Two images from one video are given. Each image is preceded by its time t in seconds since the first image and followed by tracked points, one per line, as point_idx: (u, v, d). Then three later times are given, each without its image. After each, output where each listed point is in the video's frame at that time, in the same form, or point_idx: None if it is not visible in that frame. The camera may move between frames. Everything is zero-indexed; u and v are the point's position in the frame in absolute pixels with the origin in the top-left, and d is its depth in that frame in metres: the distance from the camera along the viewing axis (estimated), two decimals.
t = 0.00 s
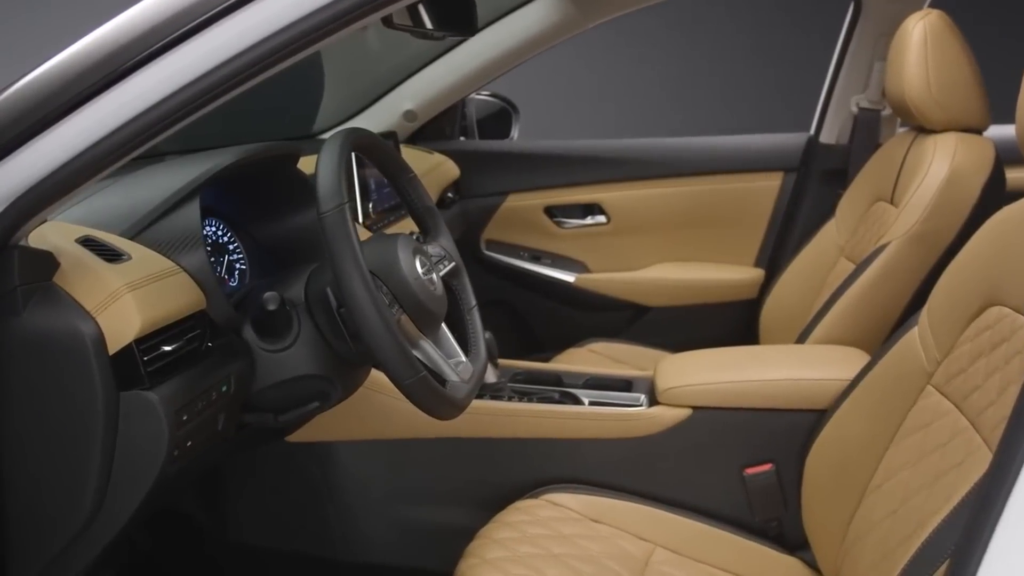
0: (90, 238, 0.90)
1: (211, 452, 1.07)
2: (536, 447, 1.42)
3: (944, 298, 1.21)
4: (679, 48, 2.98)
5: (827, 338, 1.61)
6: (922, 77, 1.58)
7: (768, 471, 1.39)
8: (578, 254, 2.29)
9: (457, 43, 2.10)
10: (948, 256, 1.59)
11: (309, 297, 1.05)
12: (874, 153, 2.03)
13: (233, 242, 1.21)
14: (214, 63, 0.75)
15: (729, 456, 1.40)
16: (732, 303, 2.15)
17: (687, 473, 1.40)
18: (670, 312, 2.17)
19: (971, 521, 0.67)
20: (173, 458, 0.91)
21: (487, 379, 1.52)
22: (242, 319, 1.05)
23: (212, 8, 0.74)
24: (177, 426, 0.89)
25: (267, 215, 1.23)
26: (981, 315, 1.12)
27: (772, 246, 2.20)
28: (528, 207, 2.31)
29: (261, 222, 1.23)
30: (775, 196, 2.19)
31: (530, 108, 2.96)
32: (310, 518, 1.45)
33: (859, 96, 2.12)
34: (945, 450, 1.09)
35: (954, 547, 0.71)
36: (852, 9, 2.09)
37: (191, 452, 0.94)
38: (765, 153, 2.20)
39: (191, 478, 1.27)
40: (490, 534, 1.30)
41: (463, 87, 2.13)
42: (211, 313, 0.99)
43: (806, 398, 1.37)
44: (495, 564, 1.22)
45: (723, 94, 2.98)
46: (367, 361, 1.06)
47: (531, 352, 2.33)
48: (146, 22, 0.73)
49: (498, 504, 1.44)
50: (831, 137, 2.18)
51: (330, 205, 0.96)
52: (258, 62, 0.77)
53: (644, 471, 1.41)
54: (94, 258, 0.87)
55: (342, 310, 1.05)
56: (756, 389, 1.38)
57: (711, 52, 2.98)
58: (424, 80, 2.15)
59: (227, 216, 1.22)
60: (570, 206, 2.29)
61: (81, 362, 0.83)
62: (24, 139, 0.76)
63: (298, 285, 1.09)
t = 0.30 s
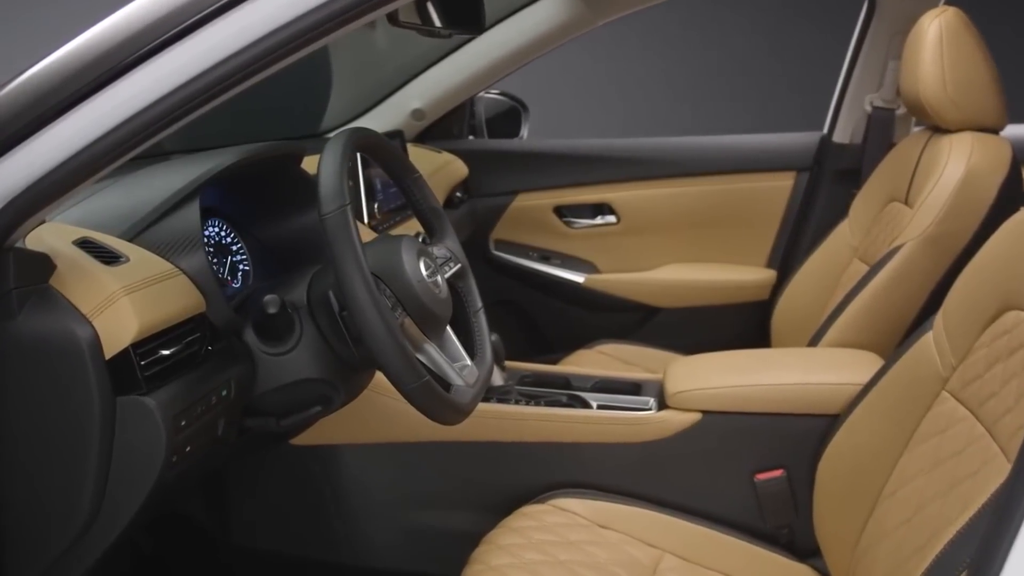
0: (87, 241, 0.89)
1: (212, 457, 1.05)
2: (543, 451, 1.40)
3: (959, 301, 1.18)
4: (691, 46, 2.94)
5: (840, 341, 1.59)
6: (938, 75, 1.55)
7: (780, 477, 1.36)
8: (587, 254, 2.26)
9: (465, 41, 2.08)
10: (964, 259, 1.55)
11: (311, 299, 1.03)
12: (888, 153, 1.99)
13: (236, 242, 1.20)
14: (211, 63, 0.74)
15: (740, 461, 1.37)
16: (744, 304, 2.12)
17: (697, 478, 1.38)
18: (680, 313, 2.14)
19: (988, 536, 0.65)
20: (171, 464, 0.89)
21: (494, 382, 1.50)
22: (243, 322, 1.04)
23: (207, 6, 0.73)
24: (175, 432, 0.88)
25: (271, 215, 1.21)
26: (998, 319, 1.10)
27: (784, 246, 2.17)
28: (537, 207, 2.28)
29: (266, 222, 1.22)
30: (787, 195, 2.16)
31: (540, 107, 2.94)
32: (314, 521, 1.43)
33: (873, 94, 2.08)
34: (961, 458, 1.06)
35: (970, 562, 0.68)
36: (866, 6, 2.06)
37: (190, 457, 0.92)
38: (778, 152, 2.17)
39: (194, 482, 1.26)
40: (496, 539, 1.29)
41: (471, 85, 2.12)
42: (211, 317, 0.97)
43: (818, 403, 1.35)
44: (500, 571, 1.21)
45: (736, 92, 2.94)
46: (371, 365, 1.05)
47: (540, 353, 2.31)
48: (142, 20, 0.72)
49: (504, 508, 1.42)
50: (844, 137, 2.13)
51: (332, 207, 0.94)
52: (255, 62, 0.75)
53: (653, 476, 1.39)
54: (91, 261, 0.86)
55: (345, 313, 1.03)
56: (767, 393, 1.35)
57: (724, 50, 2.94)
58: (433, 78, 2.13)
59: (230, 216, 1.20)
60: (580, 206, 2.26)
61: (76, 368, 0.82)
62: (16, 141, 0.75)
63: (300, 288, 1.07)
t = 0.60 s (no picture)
0: (85, 243, 0.87)
1: (214, 461, 1.04)
2: (550, 455, 1.38)
3: (976, 305, 1.15)
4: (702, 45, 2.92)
5: (853, 344, 1.56)
6: (954, 73, 1.52)
7: (791, 483, 1.34)
8: (598, 255, 2.24)
9: (475, 39, 2.06)
10: (981, 260, 1.52)
11: (313, 302, 1.01)
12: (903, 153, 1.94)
13: (239, 243, 1.18)
14: (212, 58, 0.73)
15: (750, 467, 1.35)
16: (756, 305, 2.10)
17: (706, 484, 1.36)
18: (691, 314, 2.12)
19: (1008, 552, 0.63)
20: (170, 469, 0.87)
21: (501, 384, 1.48)
22: (244, 324, 1.02)
23: None
24: (173, 437, 0.86)
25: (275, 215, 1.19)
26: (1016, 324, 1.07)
27: (796, 248, 2.14)
28: (547, 207, 2.26)
29: (271, 222, 1.21)
30: (800, 195, 2.13)
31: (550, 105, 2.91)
32: (320, 525, 1.42)
33: (887, 93, 2.03)
34: (978, 466, 1.04)
35: None
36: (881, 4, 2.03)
37: (190, 462, 0.91)
38: (790, 152, 2.14)
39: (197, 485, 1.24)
40: (502, 545, 1.27)
41: (481, 84, 2.10)
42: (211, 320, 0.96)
43: (830, 407, 1.32)
44: None
45: (749, 90, 2.91)
46: (374, 369, 1.03)
47: (549, 354, 2.29)
48: (143, 14, 0.71)
49: (511, 513, 1.40)
50: (858, 136, 2.08)
51: (334, 208, 0.92)
52: (258, 57, 0.74)
53: (662, 481, 1.36)
54: (88, 263, 0.84)
55: (347, 316, 1.02)
56: (778, 397, 1.33)
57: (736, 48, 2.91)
58: (442, 77, 2.12)
59: (233, 216, 1.19)
60: (590, 205, 2.24)
61: (72, 372, 0.80)
62: (17, 136, 0.74)
63: (302, 290, 1.05)
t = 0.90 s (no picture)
0: (83, 244, 0.86)
1: (215, 465, 1.02)
2: (558, 459, 1.36)
3: (993, 308, 1.13)
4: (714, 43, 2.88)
5: (867, 347, 1.54)
6: (971, 70, 1.48)
7: (803, 489, 1.31)
8: (608, 254, 2.22)
9: (484, 36, 2.04)
10: (1000, 261, 1.49)
11: (316, 303, 1.00)
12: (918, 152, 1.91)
13: (243, 243, 1.17)
14: (214, 53, 0.72)
15: (762, 472, 1.32)
16: (769, 306, 2.07)
17: (716, 489, 1.33)
18: (703, 315, 2.10)
19: None
20: (168, 474, 0.86)
21: (508, 387, 1.46)
22: (246, 326, 1.00)
23: None
24: (172, 442, 0.84)
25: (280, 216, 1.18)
26: None
27: (809, 248, 2.11)
28: (557, 206, 2.24)
29: (276, 222, 1.19)
30: (813, 195, 2.10)
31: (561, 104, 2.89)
32: (325, 529, 1.41)
33: (903, 92, 1.99)
34: (995, 474, 1.01)
35: None
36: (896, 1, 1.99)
37: (188, 467, 0.89)
38: (803, 152, 2.11)
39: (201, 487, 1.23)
40: (508, 551, 1.25)
41: (490, 82, 2.08)
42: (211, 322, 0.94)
43: (844, 412, 1.29)
44: None
45: (761, 89, 2.88)
46: (378, 372, 1.01)
47: (559, 355, 2.27)
48: (145, 6, 0.70)
49: (518, 517, 1.38)
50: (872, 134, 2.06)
51: (336, 208, 0.91)
52: (259, 53, 0.73)
53: (671, 485, 1.34)
54: (85, 264, 0.82)
55: (351, 318, 1.00)
56: (790, 401, 1.30)
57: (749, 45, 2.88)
58: (451, 75, 2.10)
59: (237, 215, 1.18)
60: (601, 204, 2.22)
61: (68, 376, 0.79)
62: (14, 133, 0.73)
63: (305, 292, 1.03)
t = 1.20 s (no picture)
0: (81, 244, 0.84)
1: (217, 467, 1.01)
2: (566, 462, 1.34)
3: (1011, 310, 1.10)
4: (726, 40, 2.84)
5: (882, 350, 1.51)
6: (989, 67, 1.45)
7: (815, 494, 1.29)
8: (619, 254, 2.20)
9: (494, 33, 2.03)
10: (1018, 262, 1.46)
11: (319, 305, 0.98)
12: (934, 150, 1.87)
13: (248, 243, 1.16)
14: (214, 49, 0.71)
15: (773, 477, 1.30)
16: (781, 306, 2.04)
17: (727, 494, 1.31)
18: (715, 315, 2.07)
19: None
20: (166, 479, 0.84)
21: (516, 389, 1.44)
22: (248, 328, 0.99)
23: None
24: (170, 446, 0.83)
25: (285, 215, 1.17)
26: None
27: (823, 249, 2.08)
28: (568, 205, 2.22)
29: (280, 221, 1.18)
30: (828, 194, 2.07)
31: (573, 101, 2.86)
32: (330, 531, 1.39)
33: (919, 89, 1.96)
34: (1013, 482, 0.99)
35: None
36: None
37: (188, 471, 0.88)
38: (818, 150, 2.08)
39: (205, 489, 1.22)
40: (515, 556, 1.23)
41: (500, 79, 2.06)
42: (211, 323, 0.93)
43: (858, 416, 1.27)
44: None
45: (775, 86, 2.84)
46: (381, 375, 1.00)
47: (569, 355, 2.25)
48: None
49: (526, 520, 1.37)
50: (887, 134, 2.01)
51: (338, 208, 0.89)
52: (257, 50, 0.73)
53: (681, 490, 1.32)
54: (82, 264, 0.81)
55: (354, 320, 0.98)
56: (802, 405, 1.28)
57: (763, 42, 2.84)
58: (461, 72, 2.08)
59: (242, 214, 1.17)
60: (612, 203, 2.20)
61: (64, 380, 0.77)
62: (13, 128, 0.71)
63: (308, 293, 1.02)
